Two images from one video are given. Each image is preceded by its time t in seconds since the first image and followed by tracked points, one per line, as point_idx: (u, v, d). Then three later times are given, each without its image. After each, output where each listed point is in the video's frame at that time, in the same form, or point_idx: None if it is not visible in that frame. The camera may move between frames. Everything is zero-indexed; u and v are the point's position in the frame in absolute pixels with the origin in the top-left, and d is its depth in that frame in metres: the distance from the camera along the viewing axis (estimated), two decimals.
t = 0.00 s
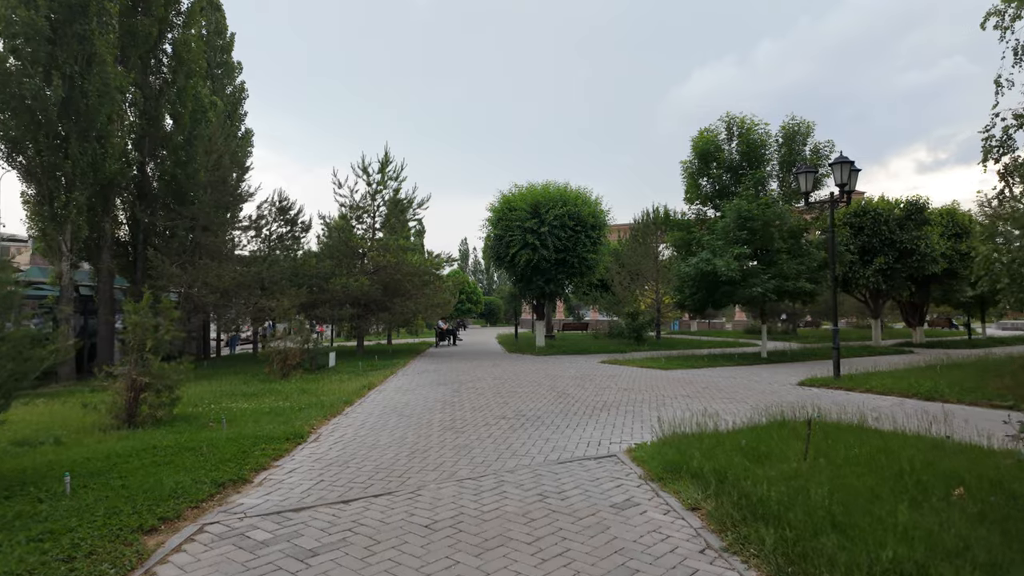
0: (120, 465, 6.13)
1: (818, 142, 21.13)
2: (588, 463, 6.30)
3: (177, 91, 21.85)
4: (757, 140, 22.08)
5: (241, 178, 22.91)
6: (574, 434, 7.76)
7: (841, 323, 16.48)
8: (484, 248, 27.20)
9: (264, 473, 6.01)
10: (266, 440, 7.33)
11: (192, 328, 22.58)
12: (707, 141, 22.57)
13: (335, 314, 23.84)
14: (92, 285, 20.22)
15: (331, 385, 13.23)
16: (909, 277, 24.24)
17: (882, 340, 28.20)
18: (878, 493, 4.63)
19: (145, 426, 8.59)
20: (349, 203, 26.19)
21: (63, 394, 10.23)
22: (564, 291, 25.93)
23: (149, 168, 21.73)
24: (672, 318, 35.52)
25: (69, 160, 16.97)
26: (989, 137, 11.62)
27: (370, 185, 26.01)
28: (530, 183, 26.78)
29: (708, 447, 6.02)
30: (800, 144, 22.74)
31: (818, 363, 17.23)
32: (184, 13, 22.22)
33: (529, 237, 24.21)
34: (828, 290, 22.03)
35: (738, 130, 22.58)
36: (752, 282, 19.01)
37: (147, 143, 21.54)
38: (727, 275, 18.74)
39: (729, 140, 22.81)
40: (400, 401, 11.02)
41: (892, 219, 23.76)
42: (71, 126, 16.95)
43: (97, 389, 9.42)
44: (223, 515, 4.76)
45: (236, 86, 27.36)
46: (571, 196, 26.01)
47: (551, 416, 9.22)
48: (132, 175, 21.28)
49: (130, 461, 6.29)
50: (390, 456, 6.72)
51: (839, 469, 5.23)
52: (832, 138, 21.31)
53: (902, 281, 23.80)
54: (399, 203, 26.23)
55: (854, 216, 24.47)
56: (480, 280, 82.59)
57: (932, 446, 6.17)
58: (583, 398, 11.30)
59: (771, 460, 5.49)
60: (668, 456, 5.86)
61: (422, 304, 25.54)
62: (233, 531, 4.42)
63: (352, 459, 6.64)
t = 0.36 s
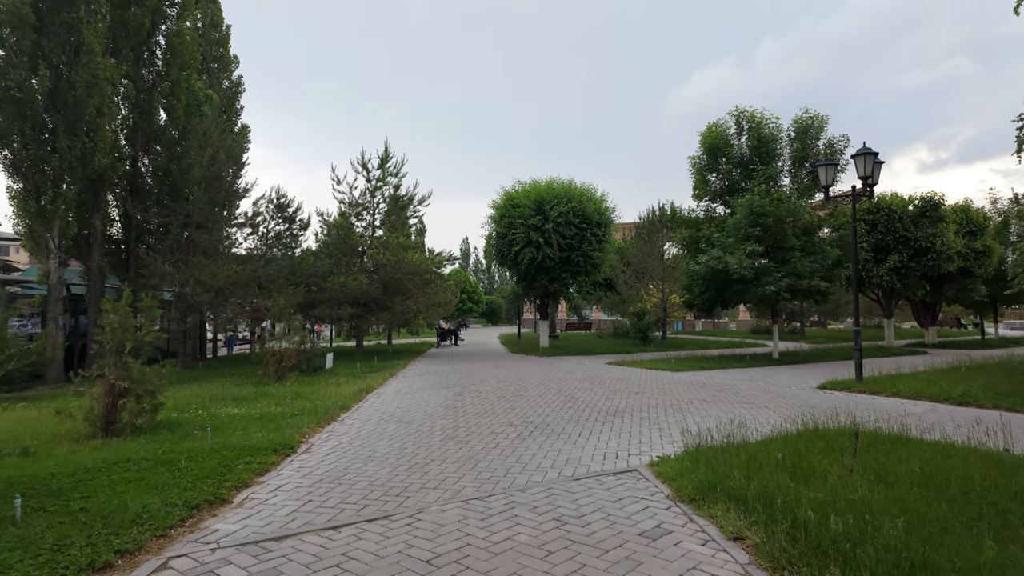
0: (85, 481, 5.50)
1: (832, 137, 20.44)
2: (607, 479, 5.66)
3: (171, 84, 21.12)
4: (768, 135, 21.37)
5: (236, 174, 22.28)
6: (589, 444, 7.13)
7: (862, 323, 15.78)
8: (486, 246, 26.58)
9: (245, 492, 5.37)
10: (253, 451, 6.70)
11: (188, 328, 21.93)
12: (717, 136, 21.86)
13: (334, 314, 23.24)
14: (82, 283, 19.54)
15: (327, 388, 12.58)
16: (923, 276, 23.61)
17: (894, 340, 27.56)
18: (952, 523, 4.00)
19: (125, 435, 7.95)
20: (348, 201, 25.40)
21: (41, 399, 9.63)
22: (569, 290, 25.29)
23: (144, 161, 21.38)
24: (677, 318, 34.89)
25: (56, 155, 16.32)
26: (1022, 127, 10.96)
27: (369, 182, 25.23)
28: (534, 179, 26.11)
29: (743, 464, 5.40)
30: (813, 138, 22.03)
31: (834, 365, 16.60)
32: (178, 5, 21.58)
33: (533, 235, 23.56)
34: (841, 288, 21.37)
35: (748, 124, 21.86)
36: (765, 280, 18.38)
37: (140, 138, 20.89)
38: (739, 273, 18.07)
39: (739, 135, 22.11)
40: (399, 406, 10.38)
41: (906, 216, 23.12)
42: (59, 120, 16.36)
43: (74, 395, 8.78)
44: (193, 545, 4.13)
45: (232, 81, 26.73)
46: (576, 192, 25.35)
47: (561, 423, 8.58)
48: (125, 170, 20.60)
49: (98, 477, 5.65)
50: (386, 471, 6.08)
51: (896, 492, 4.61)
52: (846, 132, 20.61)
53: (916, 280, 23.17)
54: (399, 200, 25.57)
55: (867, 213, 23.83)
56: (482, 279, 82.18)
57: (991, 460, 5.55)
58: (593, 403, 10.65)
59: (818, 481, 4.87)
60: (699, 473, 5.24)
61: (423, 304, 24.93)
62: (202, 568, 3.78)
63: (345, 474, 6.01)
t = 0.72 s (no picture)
0: (32, 508, 4.84)
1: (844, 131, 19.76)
2: (625, 505, 5.01)
3: (161, 79, 20.63)
4: (777, 130, 20.69)
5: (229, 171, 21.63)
6: (600, 461, 6.48)
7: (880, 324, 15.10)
8: (487, 245, 25.92)
9: (211, 521, 4.70)
10: (228, 470, 6.04)
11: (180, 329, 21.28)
12: (724, 131, 21.20)
13: (330, 315, 22.58)
14: (69, 283, 18.91)
15: (319, 394, 11.90)
16: (937, 275, 22.94)
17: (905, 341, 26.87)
18: None
19: (93, 449, 7.29)
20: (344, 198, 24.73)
21: (10, 407, 8.98)
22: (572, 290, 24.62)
23: (135, 158, 20.88)
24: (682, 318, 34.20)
25: (39, 150, 15.67)
26: None
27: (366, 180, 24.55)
28: (535, 176, 25.45)
29: (780, 488, 4.76)
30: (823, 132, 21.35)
31: (850, 368, 15.90)
32: None
33: (535, 233, 22.90)
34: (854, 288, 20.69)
35: (756, 120, 21.18)
36: (776, 280, 17.70)
37: (129, 133, 20.32)
38: (749, 273, 17.38)
39: (747, 131, 21.43)
40: (393, 415, 9.69)
41: (919, 214, 22.44)
42: (42, 113, 15.73)
43: (41, 406, 8.11)
44: None
45: (227, 77, 26.09)
46: (579, 189, 24.68)
47: (567, 434, 7.89)
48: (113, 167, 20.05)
49: (46, 502, 4.99)
50: (374, 494, 5.40)
51: (963, 526, 3.97)
52: (858, 127, 19.93)
53: (930, 279, 22.52)
54: (397, 199, 24.90)
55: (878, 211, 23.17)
56: (482, 280, 81.58)
57: None
58: (600, 412, 9.95)
59: (871, 512, 4.24)
60: (730, 501, 4.60)
61: (421, 304, 24.25)
62: None
63: (329, 497, 5.35)
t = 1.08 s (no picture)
0: None
1: (857, 125, 19.08)
2: (649, 531, 4.36)
3: (152, 72, 20.00)
4: (787, 124, 20.02)
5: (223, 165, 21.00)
6: (615, 476, 5.82)
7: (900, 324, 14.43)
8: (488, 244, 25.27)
9: (172, 551, 4.05)
10: (199, 486, 5.39)
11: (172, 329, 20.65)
12: (733, 125, 20.53)
13: (327, 315, 21.93)
14: (55, 281, 18.31)
15: (312, 398, 11.26)
16: (952, 274, 22.32)
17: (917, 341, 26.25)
18: None
19: (57, 460, 6.66)
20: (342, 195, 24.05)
21: None
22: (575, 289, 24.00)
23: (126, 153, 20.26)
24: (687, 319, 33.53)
25: (22, 142, 15.01)
26: None
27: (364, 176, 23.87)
28: (538, 173, 24.80)
29: (831, 513, 4.10)
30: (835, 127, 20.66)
31: (867, 370, 15.23)
32: None
33: (538, 231, 22.27)
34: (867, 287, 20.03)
35: (766, 113, 20.51)
36: (789, 279, 17.05)
37: (119, 127, 19.72)
38: (761, 272, 16.72)
39: (756, 125, 20.76)
40: (388, 421, 9.06)
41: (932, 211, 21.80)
42: (25, 104, 15.07)
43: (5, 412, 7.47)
44: None
45: (222, 70, 25.46)
46: (582, 186, 24.04)
47: (576, 444, 7.23)
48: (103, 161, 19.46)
49: None
50: (361, 517, 4.75)
51: None
52: (872, 120, 19.25)
53: (945, 278, 21.96)
54: (396, 195, 24.22)
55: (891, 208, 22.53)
56: (483, 280, 80.98)
57: None
58: (610, 418, 9.30)
59: (946, 546, 3.58)
60: (769, 529, 3.96)
61: (421, 304, 23.61)
62: None
63: (310, 519, 4.70)
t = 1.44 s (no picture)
0: None
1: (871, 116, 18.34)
2: (679, 564, 3.74)
3: (142, 62, 19.37)
4: (798, 115, 19.31)
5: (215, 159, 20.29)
6: (633, 493, 5.19)
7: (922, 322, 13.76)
8: (489, 240, 24.60)
9: None
10: (163, 506, 4.75)
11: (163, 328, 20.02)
12: (741, 118, 19.84)
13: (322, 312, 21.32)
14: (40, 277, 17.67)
15: (301, 401, 10.61)
16: (967, 271, 21.68)
17: (929, 340, 25.60)
18: None
19: (13, 473, 6.00)
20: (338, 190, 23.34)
21: None
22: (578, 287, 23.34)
23: (115, 146, 19.60)
24: (693, 317, 32.85)
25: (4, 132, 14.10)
26: None
27: (360, 170, 23.13)
28: (540, 167, 24.11)
29: (895, 549, 3.49)
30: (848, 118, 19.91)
31: (886, 372, 14.57)
32: None
33: (540, 227, 21.61)
34: (881, 285, 19.37)
35: (776, 105, 19.79)
36: (802, 277, 16.39)
37: (108, 119, 19.08)
38: (772, 269, 16.05)
39: (765, 117, 20.06)
40: (381, 427, 8.40)
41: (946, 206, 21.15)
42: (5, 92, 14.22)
43: None
44: None
45: (216, 62, 24.77)
46: (586, 180, 23.35)
47: (586, 454, 6.60)
48: (90, 153, 18.80)
49: None
50: (343, 545, 4.11)
51: None
52: (887, 111, 18.53)
53: (960, 275, 21.40)
54: (394, 190, 23.51)
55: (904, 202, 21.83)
56: (483, 278, 80.43)
57: None
58: (620, 423, 8.65)
59: None
60: (826, 569, 3.35)
61: (420, 302, 22.94)
62: None
63: (285, 549, 4.07)
